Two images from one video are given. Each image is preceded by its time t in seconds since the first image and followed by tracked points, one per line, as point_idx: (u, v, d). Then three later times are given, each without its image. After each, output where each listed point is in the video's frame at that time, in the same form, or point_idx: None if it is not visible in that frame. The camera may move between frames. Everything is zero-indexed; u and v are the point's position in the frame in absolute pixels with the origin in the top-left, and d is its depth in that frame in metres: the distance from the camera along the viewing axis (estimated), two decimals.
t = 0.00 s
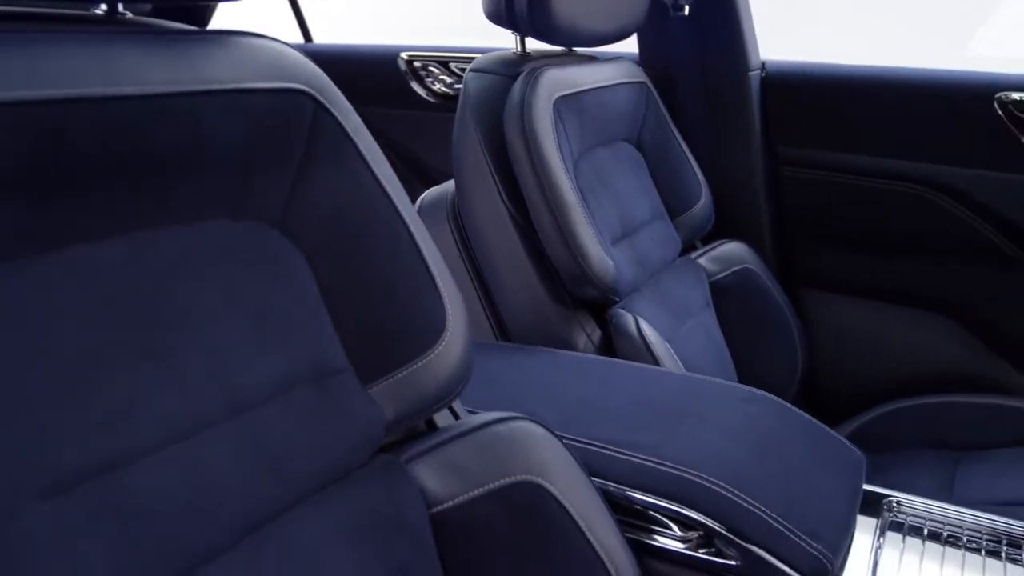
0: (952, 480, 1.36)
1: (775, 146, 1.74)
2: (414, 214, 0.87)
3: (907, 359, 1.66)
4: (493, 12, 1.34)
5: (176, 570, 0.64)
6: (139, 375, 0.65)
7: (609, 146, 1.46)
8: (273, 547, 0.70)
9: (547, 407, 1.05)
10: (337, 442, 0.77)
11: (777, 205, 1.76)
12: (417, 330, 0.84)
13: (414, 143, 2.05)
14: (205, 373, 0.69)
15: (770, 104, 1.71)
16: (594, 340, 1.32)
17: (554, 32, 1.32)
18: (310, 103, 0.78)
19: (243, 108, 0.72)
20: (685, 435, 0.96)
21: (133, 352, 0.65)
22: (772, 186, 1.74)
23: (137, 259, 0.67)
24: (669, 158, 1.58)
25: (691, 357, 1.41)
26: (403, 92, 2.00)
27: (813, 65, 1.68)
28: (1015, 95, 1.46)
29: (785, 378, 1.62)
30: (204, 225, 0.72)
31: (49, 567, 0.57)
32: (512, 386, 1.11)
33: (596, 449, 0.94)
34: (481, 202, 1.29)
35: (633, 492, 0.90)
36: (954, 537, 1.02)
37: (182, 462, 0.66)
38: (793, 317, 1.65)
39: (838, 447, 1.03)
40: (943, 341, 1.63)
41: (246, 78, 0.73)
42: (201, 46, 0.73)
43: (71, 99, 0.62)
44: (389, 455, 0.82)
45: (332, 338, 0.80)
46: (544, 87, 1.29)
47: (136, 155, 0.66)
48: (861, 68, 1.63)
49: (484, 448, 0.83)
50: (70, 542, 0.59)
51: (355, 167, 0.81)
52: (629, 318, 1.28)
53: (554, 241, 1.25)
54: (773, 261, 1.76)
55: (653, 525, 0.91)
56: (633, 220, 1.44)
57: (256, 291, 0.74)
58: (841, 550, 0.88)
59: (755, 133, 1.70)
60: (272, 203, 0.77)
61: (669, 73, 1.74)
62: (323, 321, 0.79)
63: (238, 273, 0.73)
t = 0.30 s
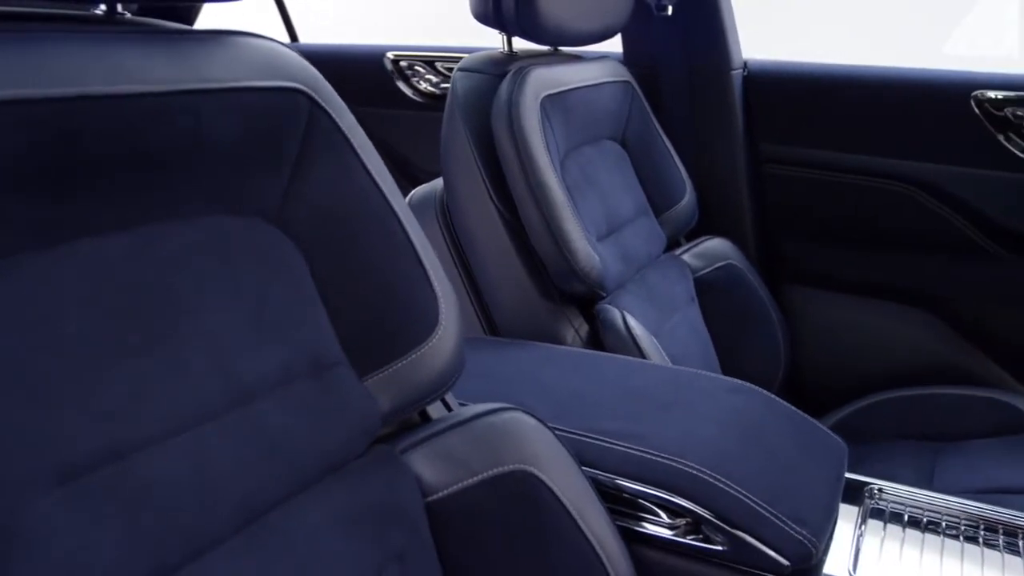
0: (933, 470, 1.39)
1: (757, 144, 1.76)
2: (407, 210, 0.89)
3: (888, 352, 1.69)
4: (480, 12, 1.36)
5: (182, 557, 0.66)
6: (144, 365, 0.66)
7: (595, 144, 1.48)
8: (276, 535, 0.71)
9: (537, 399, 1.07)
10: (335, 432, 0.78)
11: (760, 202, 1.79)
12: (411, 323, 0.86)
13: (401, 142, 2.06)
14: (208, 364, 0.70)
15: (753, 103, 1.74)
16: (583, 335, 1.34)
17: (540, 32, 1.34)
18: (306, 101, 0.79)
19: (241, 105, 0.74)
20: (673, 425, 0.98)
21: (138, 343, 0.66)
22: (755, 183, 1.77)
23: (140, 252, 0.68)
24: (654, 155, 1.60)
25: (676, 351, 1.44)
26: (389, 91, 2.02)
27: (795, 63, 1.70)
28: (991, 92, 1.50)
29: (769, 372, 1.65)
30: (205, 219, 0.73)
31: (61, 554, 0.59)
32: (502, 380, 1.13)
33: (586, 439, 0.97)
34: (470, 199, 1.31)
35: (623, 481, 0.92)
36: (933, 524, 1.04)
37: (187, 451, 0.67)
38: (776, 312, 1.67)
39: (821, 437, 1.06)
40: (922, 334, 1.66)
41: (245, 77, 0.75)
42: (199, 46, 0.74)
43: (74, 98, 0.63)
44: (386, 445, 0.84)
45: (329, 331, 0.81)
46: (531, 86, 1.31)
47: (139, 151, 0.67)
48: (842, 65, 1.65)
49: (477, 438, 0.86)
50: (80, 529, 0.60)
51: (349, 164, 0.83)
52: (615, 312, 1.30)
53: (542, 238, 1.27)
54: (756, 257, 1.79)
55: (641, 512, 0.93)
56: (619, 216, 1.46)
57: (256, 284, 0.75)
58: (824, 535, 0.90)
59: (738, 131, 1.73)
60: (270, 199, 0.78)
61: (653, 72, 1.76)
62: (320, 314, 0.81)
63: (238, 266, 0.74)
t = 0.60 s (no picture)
0: (913, 460, 1.42)
1: (740, 142, 1.79)
2: (398, 206, 0.90)
3: (868, 346, 1.72)
4: (467, 12, 1.38)
5: (186, 546, 0.67)
6: (146, 357, 0.67)
7: (580, 142, 1.50)
8: (275, 524, 0.73)
9: (525, 392, 1.09)
10: (330, 424, 0.80)
11: (743, 200, 1.81)
12: (403, 317, 0.87)
13: (387, 142, 2.08)
14: (207, 356, 0.71)
15: (736, 101, 1.77)
16: (569, 330, 1.36)
17: (526, 32, 1.36)
18: (299, 100, 0.81)
19: (237, 104, 0.75)
20: (659, 416, 1.01)
21: (140, 335, 0.67)
22: (738, 181, 1.79)
23: (140, 247, 0.69)
24: (638, 153, 1.63)
25: (660, 345, 1.46)
26: (375, 92, 2.03)
27: (776, 63, 1.73)
28: (967, 92, 1.54)
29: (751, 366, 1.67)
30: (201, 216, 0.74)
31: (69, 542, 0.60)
32: (492, 375, 1.14)
33: (575, 430, 0.99)
34: (457, 197, 1.33)
35: (611, 470, 0.94)
36: (912, 511, 1.07)
37: (190, 441, 0.69)
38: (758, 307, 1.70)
39: (803, 427, 1.08)
40: (902, 328, 1.69)
41: (240, 76, 0.76)
42: (195, 46, 0.75)
43: (75, 96, 0.64)
44: (380, 437, 0.85)
45: (323, 325, 0.83)
46: (517, 84, 1.33)
47: (138, 147, 0.69)
48: (822, 65, 1.69)
49: (469, 429, 0.87)
50: (86, 518, 0.61)
51: (342, 161, 0.85)
52: (602, 307, 1.32)
53: (530, 234, 1.29)
54: (739, 253, 1.82)
55: (629, 501, 0.96)
56: (605, 213, 1.49)
57: (252, 278, 0.77)
58: (807, 521, 0.92)
59: (720, 130, 1.76)
60: (265, 195, 0.80)
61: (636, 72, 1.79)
62: (314, 308, 0.82)
63: (235, 261, 0.76)
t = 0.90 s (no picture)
0: (893, 450, 1.45)
1: (722, 140, 1.82)
2: (389, 202, 0.92)
3: (849, 341, 1.75)
4: (454, 13, 1.39)
5: (186, 534, 0.68)
6: (144, 350, 0.68)
7: (566, 140, 1.52)
8: (271, 514, 0.74)
9: (514, 386, 1.11)
10: (324, 416, 0.81)
11: (725, 197, 1.84)
12: (395, 312, 0.89)
13: (372, 141, 2.09)
14: (204, 350, 0.73)
15: (718, 100, 1.79)
16: (556, 325, 1.38)
17: (512, 32, 1.38)
18: (292, 98, 0.82)
19: (232, 102, 0.76)
20: (646, 407, 1.03)
21: (138, 329, 0.68)
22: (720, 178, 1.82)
23: (138, 243, 0.70)
24: (622, 151, 1.65)
25: (645, 340, 1.48)
26: (360, 91, 2.04)
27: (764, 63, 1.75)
28: (943, 89, 1.57)
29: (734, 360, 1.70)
30: (197, 212, 0.76)
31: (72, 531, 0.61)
32: (481, 369, 1.16)
33: (564, 422, 1.01)
34: (445, 195, 1.34)
35: (599, 460, 0.96)
36: (892, 499, 1.08)
37: (189, 433, 0.70)
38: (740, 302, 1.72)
39: (786, 417, 1.11)
40: (882, 322, 1.72)
41: (234, 75, 0.78)
42: (190, 46, 0.77)
43: (75, 94, 0.66)
44: (374, 429, 0.87)
45: (316, 319, 0.84)
46: (504, 84, 1.35)
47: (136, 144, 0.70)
48: (802, 63, 1.72)
49: (461, 421, 0.89)
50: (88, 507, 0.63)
51: (334, 159, 0.86)
52: (588, 303, 1.34)
53: (517, 231, 1.31)
54: (722, 249, 1.84)
55: (616, 490, 0.98)
56: (590, 210, 1.51)
57: (246, 273, 0.78)
58: (790, 507, 0.95)
59: (703, 128, 1.78)
60: (259, 192, 0.81)
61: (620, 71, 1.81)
62: (308, 302, 0.84)
63: (229, 257, 0.77)
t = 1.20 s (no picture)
0: (874, 440, 1.48)
1: (705, 138, 1.85)
2: (380, 199, 0.94)
3: (830, 335, 1.78)
4: (441, 12, 1.41)
5: (187, 522, 0.70)
6: (144, 343, 0.70)
7: (551, 139, 1.54)
8: (268, 503, 0.76)
9: (503, 379, 1.13)
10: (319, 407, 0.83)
11: (708, 194, 1.86)
12: (387, 306, 0.91)
13: (358, 140, 2.11)
14: (201, 344, 0.74)
15: (700, 100, 1.82)
16: (543, 320, 1.40)
17: (498, 32, 1.40)
18: (286, 97, 0.84)
19: (228, 100, 0.78)
20: (632, 399, 1.05)
21: (137, 323, 0.70)
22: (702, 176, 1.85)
23: (136, 238, 0.72)
24: (606, 149, 1.67)
25: (630, 334, 1.51)
26: (345, 90, 2.06)
27: (750, 62, 1.78)
28: (920, 88, 1.61)
29: (717, 354, 1.73)
30: (193, 209, 0.77)
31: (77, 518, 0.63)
32: (470, 363, 1.18)
33: (552, 414, 1.03)
34: (433, 193, 1.36)
35: (587, 451, 0.99)
36: (872, 486, 1.10)
37: (189, 423, 0.71)
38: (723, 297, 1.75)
39: (769, 408, 1.13)
40: (862, 316, 1.76)
41: (230, 74, 0.79)
42: (185, 46, 0.78)
43: (75, 92, 0.67)
44: (367, 420, 0.89)
45: (309, 313, 0.86)
46: (490, 83, 1.37)
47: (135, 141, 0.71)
48: (782, 62, 1.74)
49: (451, 413, 0.91)
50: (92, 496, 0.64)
51: (327, 155, 0.88)
52: (574, 298, 1.36)
53: (504, 227, 1.33)
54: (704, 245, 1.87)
55: (604, 480, 1.00)
56: (575, 207, 1.53)
57: (242, 268, 0.80)
58: (773, 495, 0.98)
59: (686, 127, 1.81)
60: (253, 188, 0.83)
61: (603, 70, 1.83)
62: (302, 297, 0.85)
63: (226, 252, 0.79)
